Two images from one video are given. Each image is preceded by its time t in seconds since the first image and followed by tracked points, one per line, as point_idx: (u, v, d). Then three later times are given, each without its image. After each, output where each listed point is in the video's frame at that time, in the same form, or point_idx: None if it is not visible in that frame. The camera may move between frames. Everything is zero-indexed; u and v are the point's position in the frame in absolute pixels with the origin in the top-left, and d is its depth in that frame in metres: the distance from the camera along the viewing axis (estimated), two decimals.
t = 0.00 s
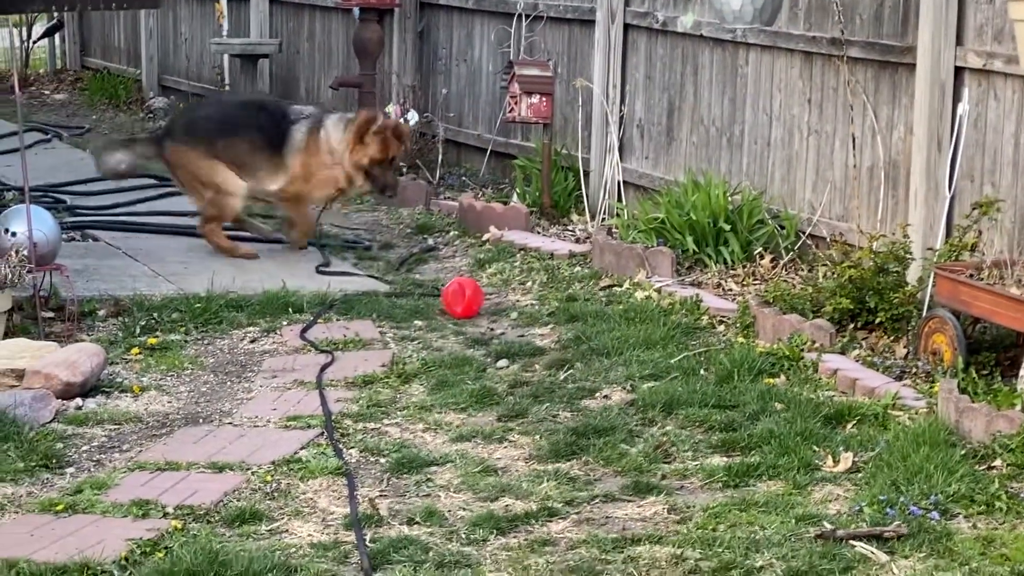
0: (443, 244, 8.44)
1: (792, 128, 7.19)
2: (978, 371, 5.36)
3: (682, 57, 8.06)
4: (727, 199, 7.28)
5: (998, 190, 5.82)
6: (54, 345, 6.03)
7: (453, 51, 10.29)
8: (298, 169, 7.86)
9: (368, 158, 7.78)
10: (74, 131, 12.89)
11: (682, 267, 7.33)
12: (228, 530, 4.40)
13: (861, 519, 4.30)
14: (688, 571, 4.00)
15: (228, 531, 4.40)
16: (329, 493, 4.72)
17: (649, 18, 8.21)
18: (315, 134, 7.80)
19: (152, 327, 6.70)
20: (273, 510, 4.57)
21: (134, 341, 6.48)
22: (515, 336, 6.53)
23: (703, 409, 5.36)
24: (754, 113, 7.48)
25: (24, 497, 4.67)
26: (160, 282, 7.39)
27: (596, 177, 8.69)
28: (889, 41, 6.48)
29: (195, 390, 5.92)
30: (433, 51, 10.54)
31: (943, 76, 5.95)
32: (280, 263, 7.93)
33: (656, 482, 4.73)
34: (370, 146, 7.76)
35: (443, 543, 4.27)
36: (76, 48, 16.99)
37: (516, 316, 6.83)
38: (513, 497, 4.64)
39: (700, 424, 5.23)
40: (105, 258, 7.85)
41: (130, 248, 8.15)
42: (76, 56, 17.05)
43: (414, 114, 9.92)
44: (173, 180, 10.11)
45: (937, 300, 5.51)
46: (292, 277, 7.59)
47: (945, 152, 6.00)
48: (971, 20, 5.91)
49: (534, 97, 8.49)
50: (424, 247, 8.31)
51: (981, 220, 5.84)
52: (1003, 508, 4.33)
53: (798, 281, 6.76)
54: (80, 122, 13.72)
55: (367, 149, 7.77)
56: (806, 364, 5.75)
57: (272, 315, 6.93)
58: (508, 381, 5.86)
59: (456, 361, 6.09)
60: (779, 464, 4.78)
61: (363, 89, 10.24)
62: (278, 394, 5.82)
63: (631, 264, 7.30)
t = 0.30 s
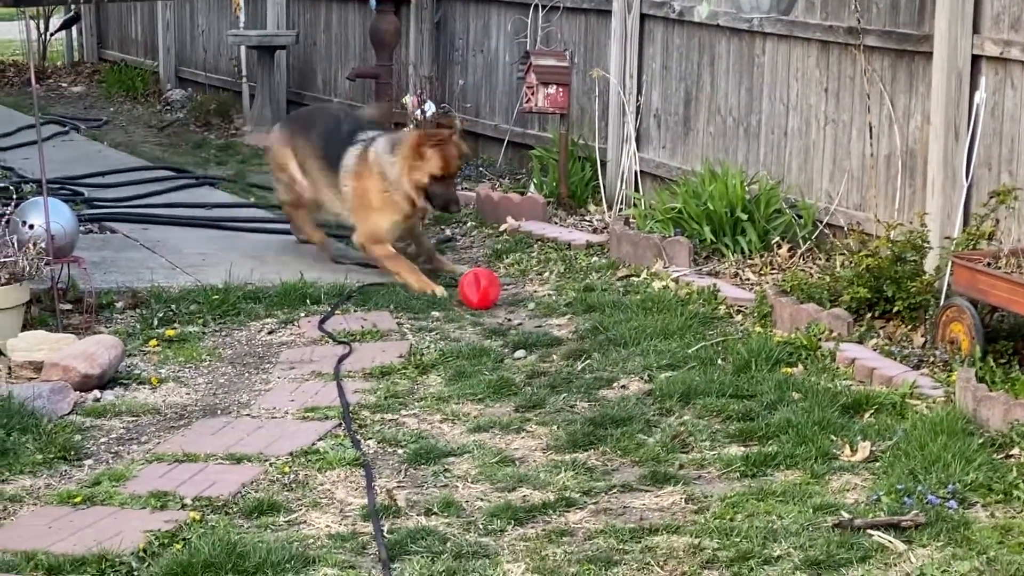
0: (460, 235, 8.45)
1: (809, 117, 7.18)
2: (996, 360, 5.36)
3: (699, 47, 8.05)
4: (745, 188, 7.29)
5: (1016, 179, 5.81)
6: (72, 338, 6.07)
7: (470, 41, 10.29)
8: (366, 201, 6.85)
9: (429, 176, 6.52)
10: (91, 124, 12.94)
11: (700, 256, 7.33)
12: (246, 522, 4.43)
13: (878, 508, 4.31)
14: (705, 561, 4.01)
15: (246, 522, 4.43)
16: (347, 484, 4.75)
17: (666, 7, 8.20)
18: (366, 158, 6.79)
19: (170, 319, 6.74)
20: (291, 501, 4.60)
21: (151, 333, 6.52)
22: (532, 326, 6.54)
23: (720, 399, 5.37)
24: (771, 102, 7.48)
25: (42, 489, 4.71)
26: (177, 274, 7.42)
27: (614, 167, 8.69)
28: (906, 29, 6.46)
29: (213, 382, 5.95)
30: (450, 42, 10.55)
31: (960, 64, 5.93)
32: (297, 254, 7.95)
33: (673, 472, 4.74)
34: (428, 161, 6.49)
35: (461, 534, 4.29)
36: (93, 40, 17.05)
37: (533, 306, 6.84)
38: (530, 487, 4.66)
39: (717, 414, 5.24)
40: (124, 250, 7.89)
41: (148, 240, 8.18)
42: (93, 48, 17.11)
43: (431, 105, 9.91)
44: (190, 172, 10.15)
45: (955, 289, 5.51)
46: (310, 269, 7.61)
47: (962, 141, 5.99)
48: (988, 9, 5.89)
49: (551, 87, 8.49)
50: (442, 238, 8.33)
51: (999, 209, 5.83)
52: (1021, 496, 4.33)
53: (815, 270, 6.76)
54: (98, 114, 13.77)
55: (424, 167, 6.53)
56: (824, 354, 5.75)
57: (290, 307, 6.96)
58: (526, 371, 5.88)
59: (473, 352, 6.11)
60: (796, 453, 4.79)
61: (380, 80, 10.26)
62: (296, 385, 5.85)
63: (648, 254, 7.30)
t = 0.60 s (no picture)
0: (473, 224, 8.46)
1: (822, 104, 7.17)
2: (1011, 345, 5.35)
3: (712, 34, 8.04)
4: (758, 175, 7.28)
5: None
6: (88, 329, 6.10)
7: (482, 30, 10.29)
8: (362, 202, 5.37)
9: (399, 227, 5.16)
10: (105, 115, 12.97)
11: (713, 244, 7.33)
12: (262, 511, 4.45)
13: (894, 494, 4.31)
14: (720, 548, 4.02)
15: (262, 512, 4.45)
16: (361, 473, 4.77)
17: None
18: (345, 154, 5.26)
19: (185, 309, 6.76)
20: (307, 490, 4.61)
21: (166, 323, 6.54)
22: (546, 315, 6.55)
23: (735, 385, 5.37)
24: (784, 88, 7.46)
25: (59, 480, 4.74)
26: (192, 265, 7.44)
27: (626, 155, 8.68)
28: (919, 15, 6.45)
29: (228, 372, 5.97)
30: (462, 31, 10.55)
31: (974, 49, 5.93)
32: (311, 244, 7.97)
33: (688, 459, 4.75)
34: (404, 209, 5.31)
35: (475, 522, 4.30)
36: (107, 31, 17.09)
37: (547, 295, 6.85)
38: (545, 475, 4.67)
39: (732, 400, 5.24)
40: (138, 241, 7.91)
41: (162, 231, 8.20)
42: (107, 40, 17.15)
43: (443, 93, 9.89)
44: (203, 163, 10.17)
45: (970, 274, 5.50)
46: (324, 258, 7.63)
47: (976, 126, 5.98)
48: None
49: (564, 75, 8.48)
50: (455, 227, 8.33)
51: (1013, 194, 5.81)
52: None
53: (829, 257, 6.74)
54: (112, 105, 13.81)
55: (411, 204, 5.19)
56: (838, 340, 5.74)
57: (304, 296, 6.97)
58: (540, 360, 5.89)
59: (487, 341, 6.12)
60: (811, 440, 4.79)
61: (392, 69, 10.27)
62: (310, 375, 5.87)
63: (661, 242, 7.29)
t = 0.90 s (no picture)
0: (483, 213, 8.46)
1: (832, 92, 7.15)
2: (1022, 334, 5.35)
3: (722, 23, 8.03)
4: (768, 164, 7.28)
5: None
6: (99, 319, 6.12)
7: (492, 19, 10.28)
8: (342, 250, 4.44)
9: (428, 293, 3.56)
10: (115, 105, 12.99)
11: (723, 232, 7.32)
12: (273, 501, 4.46)
13: (905, 482, 4.31)
14: (731, 537, 4.02)
15: (273, 501, 4.46)
16: (372, 462, 4.78)
17: None
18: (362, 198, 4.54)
19: (195, 299, 6.77)
20: (317, 480, 4.63)
21: (177, 313, 6.56)
22: (557, 304, 6.56)
23: (745, 374, 5.38)
24: (795, 77, 7.44)
25: (70, 469, 4.76)
26: (202, 254, 7.45)
27: (636, 144, 8.68)
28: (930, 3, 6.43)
29: (238, 362, 5.99)
30: (472, 20, 10.55)
31: (985, 38, 5.92)
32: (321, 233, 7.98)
33: (699, 448, 4.75)
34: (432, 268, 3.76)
35: (486, 511, 4.31)
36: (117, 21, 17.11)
37: (558, 284, 6.85)
38: (556, 464, 4.68)
39: (742, 389, 5.25)
40: (148, 231, 7.93)
41: (172, 221, 8.22)
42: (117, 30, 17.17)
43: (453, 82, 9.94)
44: (213, 152, 10.18)
45: (980, 263, 5.49)
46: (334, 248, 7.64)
47: (987, 114, 5.97)
48: None
49: (574, 64, 8.48)
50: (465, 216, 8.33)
51: None
52: None
53: (839, 246, 6.74)
54: (121, 95, 13.82)
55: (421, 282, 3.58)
56: (849, 329, 5.74)
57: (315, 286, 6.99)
58: (550, 348, 5.90)
59: (497, 330, 6.12)
60: (822, 428, 4.79)
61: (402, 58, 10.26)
62: (320, 365, 5.88)
63: (672, 231, 7.29)
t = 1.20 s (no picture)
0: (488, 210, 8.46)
1: (837, 90, 7.15)
2: None
3: (728, 21, 8.03)
4: (773, 161, 7.28)
5: None
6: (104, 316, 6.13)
7: (497, 17, 10.29)
8: (355, 253, 4.85)
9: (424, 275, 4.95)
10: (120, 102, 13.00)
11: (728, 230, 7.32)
12: (278, 498, 4.47)
13: (910, 481, 4.31)
14: (736, 535, 4.02)
15: (278, 498, 4.47)
16: (377, 460, 4.79)
17: None
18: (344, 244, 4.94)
19: (201, 296, 6.78)
20: (323, 477, 4.64)
21: (182, 310, 6.57)
22: (562, 302, 6.56)
23: (751, 372, 5.38)
24: (800, 74, 7.44)
25: (76, 466, 4.77)
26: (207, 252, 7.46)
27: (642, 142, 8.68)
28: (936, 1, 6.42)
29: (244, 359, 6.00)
30: (477, 17, 10.55)
31: (990, 36, 5.91)
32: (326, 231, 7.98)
33: (704, 446, 4.76)
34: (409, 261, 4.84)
35: (492, 509, 4.32)
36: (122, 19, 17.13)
37: (563, 282, 6.86)
38: (561, 462, 4.68)
39: (747, 387, 5.25)
40: (154, 228, 7.94)
41: (178, 218, 8.22)
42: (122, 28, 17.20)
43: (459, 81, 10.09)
44: (219, 150, 10.18)
45: (985, 260, 5.49)
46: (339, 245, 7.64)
47: (992, 112, 5.96)
48: None
49: (579, 62, 8.48)
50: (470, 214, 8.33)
51: None
52: None
53: (844, 244, 6.74)
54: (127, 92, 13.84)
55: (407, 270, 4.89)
56: (855, 327, 5.74)
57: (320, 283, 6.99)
58: (555, 346, 5.90)
59: (502, 328, 6.12)
60: (828, 426, 4.79)
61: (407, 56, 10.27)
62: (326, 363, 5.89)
63: (677, 228, 7.29)
